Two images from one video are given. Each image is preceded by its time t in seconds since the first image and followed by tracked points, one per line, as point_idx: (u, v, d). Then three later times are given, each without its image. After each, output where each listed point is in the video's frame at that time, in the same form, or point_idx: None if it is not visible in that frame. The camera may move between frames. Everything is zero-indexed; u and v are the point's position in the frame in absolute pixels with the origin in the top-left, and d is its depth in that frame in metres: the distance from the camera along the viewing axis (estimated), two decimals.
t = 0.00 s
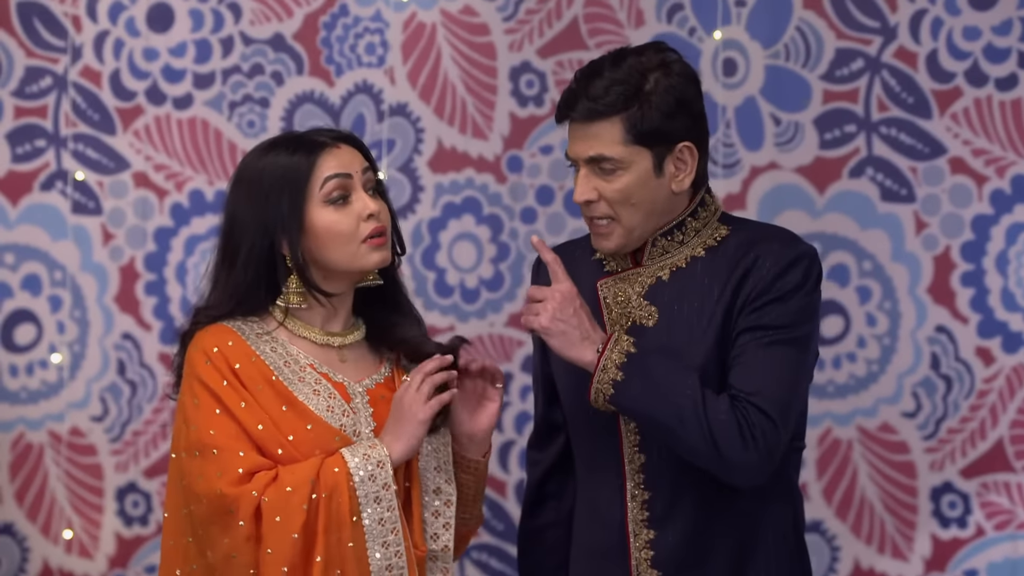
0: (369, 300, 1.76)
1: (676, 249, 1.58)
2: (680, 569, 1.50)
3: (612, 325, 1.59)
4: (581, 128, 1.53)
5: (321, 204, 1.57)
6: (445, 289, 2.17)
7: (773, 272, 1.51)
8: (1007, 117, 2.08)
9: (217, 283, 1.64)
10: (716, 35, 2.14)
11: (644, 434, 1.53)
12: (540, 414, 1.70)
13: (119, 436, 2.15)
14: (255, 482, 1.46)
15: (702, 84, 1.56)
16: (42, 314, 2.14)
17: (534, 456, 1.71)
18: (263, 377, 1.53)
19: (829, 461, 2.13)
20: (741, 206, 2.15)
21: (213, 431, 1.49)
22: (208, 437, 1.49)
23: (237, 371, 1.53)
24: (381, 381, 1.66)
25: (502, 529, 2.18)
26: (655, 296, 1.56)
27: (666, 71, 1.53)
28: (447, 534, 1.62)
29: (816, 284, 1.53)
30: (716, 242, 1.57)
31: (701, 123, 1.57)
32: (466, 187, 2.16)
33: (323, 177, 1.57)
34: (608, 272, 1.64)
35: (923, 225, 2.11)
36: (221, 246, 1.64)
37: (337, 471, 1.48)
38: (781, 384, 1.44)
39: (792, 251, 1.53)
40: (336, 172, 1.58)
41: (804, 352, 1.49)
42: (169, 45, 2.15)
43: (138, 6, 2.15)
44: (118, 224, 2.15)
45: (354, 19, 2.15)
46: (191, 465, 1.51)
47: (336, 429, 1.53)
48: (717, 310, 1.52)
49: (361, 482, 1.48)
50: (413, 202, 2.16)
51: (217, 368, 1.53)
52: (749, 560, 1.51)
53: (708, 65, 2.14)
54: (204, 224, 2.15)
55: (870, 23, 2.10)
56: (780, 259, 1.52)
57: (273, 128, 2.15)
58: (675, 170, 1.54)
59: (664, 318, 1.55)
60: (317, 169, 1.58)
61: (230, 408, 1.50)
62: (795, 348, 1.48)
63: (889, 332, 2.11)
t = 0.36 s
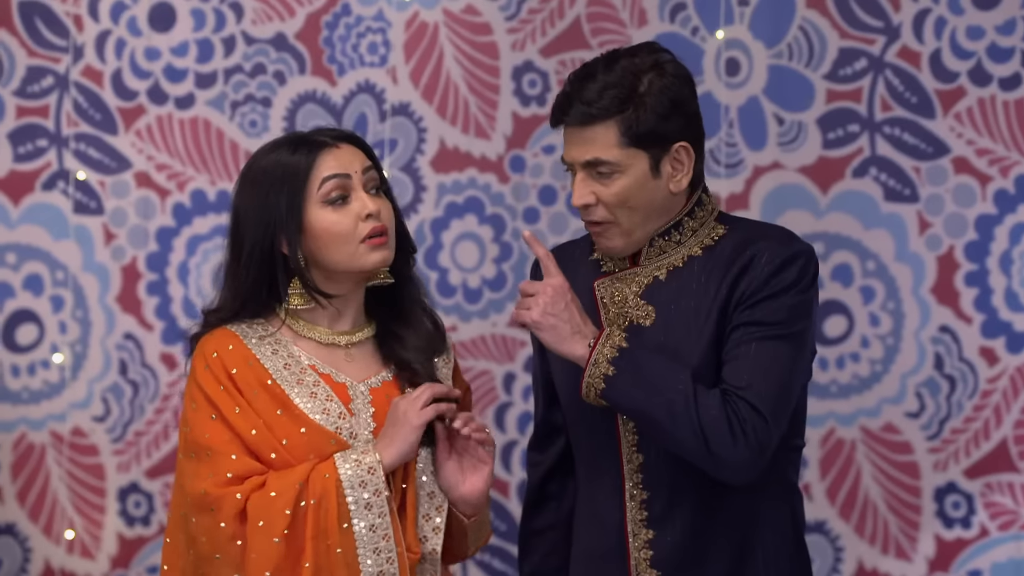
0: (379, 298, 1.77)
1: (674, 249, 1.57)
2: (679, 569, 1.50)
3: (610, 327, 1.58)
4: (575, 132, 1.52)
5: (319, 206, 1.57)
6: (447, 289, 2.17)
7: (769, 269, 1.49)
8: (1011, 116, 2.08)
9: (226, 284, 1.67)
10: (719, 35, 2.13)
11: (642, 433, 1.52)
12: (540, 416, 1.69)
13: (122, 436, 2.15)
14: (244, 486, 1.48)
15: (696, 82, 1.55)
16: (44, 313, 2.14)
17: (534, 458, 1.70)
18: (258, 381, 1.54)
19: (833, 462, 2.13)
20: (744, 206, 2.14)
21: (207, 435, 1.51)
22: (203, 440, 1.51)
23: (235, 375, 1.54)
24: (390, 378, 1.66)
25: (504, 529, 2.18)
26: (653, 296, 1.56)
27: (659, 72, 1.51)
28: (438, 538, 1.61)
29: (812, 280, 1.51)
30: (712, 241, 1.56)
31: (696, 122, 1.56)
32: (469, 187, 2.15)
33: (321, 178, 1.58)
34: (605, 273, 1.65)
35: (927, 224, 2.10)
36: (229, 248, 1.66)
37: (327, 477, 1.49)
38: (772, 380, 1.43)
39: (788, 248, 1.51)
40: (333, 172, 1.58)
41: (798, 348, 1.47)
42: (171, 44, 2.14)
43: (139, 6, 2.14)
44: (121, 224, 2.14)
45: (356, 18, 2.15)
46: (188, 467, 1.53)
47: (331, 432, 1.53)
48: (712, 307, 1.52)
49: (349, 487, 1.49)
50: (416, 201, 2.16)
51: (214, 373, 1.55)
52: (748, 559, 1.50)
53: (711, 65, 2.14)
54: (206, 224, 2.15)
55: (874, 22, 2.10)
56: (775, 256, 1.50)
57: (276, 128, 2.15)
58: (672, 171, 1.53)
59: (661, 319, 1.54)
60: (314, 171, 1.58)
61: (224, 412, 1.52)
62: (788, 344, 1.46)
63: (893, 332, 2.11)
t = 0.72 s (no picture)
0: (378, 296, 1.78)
1: (669, 249, 1.57)
2: (681, 571, 1.49)
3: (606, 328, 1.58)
4: (569, 123, 1.54)
5: (317, 201, 1.58)
6: (454, 289, 2.17)
7: (763, 269, 1.49)
8: (1018, 116, 2.08)
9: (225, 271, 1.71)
10: (725, 35, 2.13)
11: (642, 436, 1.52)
12: (540, 418, 1.69)
13: (128, 436, 2.15)
14: (209, 485, 1.50)
15: (693, 82, 1.55)
16: (50, 313, 2.14)
17: (535, 460, 1.71)
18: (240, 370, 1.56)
19: (840, 462, 2.13)
20: (751, 206, 2.14)
21: (185, 424, 1.55)
22: (180, 428, 1.55)
23: (217, 363, 1.58)
24: (377, 377, 1.67)
25: (510, 529, 2.18)
26: (649, 297, 1.55)
27: (656, 69, 1.52)
28: (421, 536, 1.60)
29: (807, 280, 1.51)
30: (707, 242, 1.56)
31: (691, 121, 1.56)
32: (475, 186, 2.15)
33: (322, 174, 1.58)
34: (602, 275, 1.65)
35: (934, 224, 2.10)
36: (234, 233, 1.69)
37: (295, 479, 1.49)
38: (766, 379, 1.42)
39: (782, 248, 1.51)
40: (335, 172, 1.59)
41: (793, 347, 1.47)
42: (177, 44, 2.14)
43: (146, 6, 2.14)
44: (127, 224, 2.14)
45: (362, 18, 2.15)
46: (168, 456, 1.58)
47: (306, 426, 1.54)
48: (707, 307, 1.51)
49: (320, 496, 1.50)
50: (422, 201, 2.16)
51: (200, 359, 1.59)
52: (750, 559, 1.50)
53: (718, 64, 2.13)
54: (213, 224, 2.15)
55: (881, 22, 2.10)
56: (770, 256, 1.50)
57: (282, 127, 2.15)
58: (662, 167, 1.53)
59: (658, 320, 1.53)
60: (317, 166, 1.59)
61: (203, 399, 1.55)
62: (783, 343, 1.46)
63: (900, 331, 2.10)
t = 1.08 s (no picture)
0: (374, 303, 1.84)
1: (671, 249, 1.57)
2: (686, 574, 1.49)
3: (611, 330, 1.57)
4: (585, 99, 1.56)
5: (315, 204, 1.66)
6: (460, 288, 2.16)
7: (774, 275, 1.47)
8: None
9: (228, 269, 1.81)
10: (732, 34, 2.13)
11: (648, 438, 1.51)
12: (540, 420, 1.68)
13: (135, 436, 2.15)
14: (176, 489, 1.59)
15: (709, 73, 1.59)
16: (57, 313, 2.14)
17: (534, 461, 1.70)
18: (222, 372, 1.65)
19: (847, 462, 2.12)
20: (758, 205, 2.14)
21: (165, 421, 1.65)
22: (159, 425, 1.65)
23: (201, 362, 1.67)
24: (365, 384, 1.73)
25: (517, 530, 2.17)
26: (654, 298, 1.55)
27: (675, 56, 1.55)
28: (389, 550, 1.65)
29: (818, 284, 1.48)
30: (711, 242, 1.56)
31: (706, 110, 1.59)
32: (482, 186, 2.15)
33: (321, 178, 1.66)
34: (607, 275, 1.63)
35: (941, 224, 2.10)
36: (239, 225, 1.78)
37: (259, 495, 1.57)
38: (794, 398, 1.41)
39: (790, 251, 1.49)
40: (333, 177, 1.66)
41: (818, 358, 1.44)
42: (183, 43, 2.14)
43: (152, 5, 2.14)
44: (133, 224, 2.14)
45: (369, 17, 2.15)
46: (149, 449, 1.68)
47: (279, 431, 1.62)
48: (717, 312, 1.50)
49: (284, 515, 1.57)
50: (428, 201, 2.16)
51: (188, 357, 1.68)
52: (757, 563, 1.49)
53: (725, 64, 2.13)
54: (220, 223, 2.14)
55: (888, 21, 2.09)
56: (780, 262, 1.48)
57: (289, 127, 2.14)
58: (675, 150, 1.56)
59: (663, 322, 1.53)
60: (318, 169, 1.67)
61: (184, 399, 1.65)
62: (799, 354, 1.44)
63: (907, 331, 2.10)
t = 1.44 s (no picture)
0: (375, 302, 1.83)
1: (685, 249, 1.57)
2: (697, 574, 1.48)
3: (624, 329, 1.57)
4: (599, 98, 1.56)
5: (309, 203, 1.67)
6: (465, 288, 2.16)
7: (795, 285, 1.48)
8: None
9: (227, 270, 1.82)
10: (737, 34, 2.13)
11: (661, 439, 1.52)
12: (545, 418, 1.67)
13: (139, 436, 2.15)
14: (170, 489, 1.61)
15: (724, 75, 1.60)
16: (61, 313, 2.14)
17: (536, 459, 1.69)
18: (220, 372, 1.66)
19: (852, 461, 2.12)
20: (763, 205, 2.14)
21: (163, 420, 1.66)
22: (158, 424, 1.67)
23: (201, 361, 1.69)
24: (364, 381, 1.72)
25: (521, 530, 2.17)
26: (669, 298, 1.56)
27: (690, 56, 1.56)
28: (391, 544, 1.65)
29: (840, 290, 1.49)
30: (726, 242, 1.57)
31: (719, 111, 1.59)
32: (486, 186, 2.15)
33: (315, 179, 1.67)
34: (619, 274, 1.63)
35: (946, 224, 2.09)
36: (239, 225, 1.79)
37: (249, 497, 1.57)
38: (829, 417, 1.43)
39: (809, 255, 1.50)
40: (328, 178, 1.67)
41: (850, 372, 1.46)
42: (188, 44, 2.14)
43: (157, 5, 2.14)
44: (138, 224, 2.14)
45: (373, 17, 2.15)
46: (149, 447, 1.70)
47: (277, 430, 1.62)
48: (736, 316, 1.51)
49: (273, 518, 1.58)
50: (433, 201, 2.16)
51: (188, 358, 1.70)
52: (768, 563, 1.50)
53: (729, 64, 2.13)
54: (224, 223, 2.14)
55: (893, 21, 2.09)
56: (801, 267, 1.49)
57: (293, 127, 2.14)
58: (687, 152, 1.56)
59: (678, 322, 1.54)
60: (313, 168, 1.68)
61: (183, 399, 1.66)
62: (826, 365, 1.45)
63: (912, 331, 2.10)
